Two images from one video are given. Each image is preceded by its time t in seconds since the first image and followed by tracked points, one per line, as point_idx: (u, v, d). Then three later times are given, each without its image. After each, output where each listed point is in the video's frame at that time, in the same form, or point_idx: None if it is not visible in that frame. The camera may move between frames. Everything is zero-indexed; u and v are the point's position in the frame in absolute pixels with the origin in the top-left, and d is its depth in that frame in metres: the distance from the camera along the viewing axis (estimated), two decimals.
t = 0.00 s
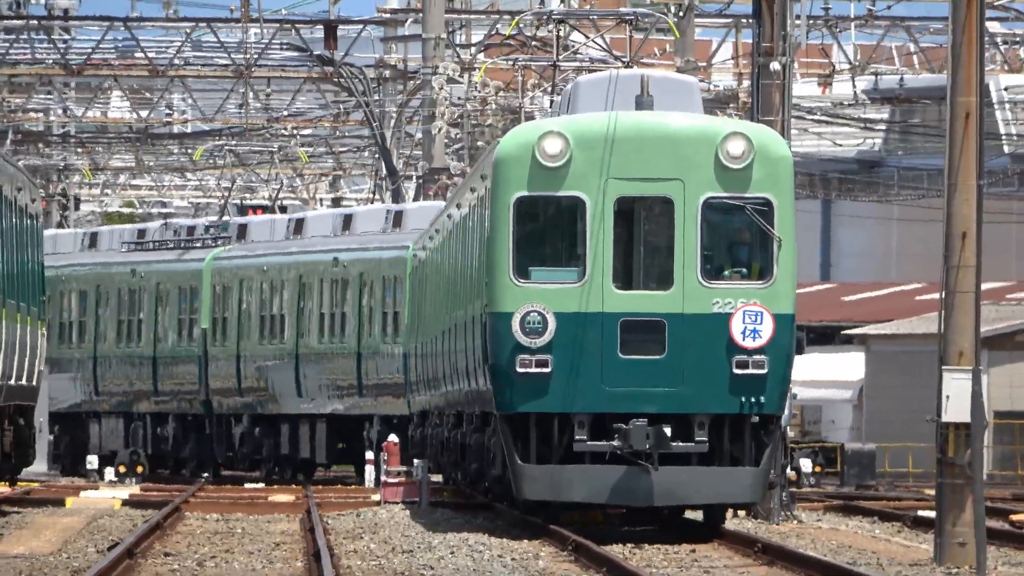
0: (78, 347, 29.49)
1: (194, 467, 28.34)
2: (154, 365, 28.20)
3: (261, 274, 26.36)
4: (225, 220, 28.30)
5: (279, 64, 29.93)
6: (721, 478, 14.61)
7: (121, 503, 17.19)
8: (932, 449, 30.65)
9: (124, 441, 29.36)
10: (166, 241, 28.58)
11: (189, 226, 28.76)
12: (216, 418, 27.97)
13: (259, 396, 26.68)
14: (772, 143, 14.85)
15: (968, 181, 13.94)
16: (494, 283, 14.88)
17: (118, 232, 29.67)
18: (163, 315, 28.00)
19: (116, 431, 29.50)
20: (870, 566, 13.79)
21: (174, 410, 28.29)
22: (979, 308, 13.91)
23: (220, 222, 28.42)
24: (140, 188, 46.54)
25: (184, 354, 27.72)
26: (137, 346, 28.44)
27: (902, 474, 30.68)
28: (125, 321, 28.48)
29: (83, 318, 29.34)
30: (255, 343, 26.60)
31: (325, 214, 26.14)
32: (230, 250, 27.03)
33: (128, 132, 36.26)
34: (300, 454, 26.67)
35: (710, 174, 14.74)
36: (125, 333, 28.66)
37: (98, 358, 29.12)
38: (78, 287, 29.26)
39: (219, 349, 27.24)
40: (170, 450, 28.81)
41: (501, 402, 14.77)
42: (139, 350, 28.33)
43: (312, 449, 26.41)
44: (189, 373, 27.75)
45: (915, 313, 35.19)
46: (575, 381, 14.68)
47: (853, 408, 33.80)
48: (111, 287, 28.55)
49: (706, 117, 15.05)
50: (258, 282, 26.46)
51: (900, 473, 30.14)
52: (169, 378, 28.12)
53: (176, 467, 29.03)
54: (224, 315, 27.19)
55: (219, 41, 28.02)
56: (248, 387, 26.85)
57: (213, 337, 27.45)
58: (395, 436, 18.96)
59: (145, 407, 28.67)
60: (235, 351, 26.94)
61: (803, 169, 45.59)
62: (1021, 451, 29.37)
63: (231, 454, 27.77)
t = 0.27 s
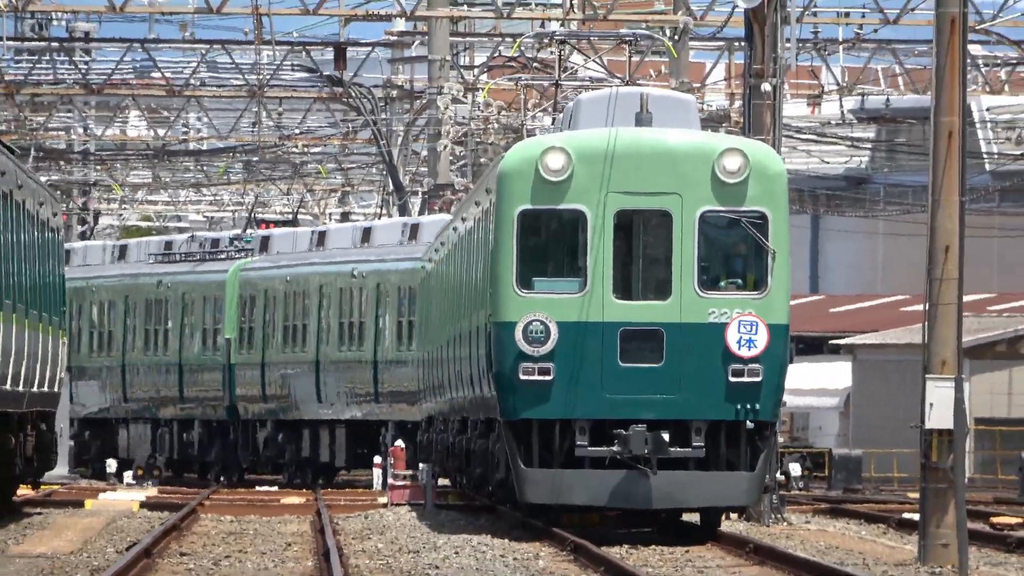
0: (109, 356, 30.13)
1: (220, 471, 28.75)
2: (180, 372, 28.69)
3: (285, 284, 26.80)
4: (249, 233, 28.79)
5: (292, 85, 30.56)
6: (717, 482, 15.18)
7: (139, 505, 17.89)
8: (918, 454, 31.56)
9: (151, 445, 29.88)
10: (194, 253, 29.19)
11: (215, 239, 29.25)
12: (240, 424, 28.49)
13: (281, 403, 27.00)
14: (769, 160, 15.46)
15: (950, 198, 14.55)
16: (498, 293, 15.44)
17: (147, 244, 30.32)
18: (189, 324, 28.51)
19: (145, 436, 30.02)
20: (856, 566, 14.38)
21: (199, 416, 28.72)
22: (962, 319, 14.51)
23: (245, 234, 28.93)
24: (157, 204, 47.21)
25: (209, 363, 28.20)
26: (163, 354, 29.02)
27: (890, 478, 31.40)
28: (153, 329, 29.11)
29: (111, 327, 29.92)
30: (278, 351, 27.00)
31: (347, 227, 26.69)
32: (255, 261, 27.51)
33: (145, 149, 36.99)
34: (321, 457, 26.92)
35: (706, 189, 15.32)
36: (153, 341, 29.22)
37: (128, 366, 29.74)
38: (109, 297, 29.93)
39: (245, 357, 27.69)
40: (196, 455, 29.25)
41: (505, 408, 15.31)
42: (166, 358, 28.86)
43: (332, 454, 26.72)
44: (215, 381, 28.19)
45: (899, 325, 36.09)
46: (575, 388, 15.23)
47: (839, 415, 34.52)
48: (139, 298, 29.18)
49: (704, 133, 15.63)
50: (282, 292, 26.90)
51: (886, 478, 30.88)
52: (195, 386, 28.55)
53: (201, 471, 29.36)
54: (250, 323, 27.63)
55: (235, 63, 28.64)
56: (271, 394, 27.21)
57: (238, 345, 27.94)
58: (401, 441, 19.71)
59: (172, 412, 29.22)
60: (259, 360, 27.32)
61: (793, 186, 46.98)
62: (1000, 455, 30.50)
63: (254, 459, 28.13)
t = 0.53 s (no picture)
0: (137, 361, 31.01)
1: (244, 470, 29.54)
2: (206, 375, 29.72)
3: (306, 291, 27.79)
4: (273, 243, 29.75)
5: (303, 103, 31.41)
6: (709, 481, 15.71)
7: (156, 502, 18.76)
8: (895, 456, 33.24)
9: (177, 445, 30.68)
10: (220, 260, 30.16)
11: (240, 247, 30.26)
12: (263, 424, 29.39)
13: (303, 404, 28.13)
14: (758, 174, 16.00)
15: (926, 213, 15.35)
16: (499, 301, 15.99)
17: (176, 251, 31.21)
18: (217, 330, 29.64)
19: (172, 435, 30.76)
20: (836, 562, 15.22)
21: (224, 416, 29.66)
22: (937, 328, 15.29)
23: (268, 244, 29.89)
24: (174, 217, 48.14)
25: (234, 366, 29.23)
26: (191, 358, 30.02)
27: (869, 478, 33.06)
28: (181, 334, 30.13)
29: (141, 331, 30.91)
30: (300, 355, 28.07)
31: (366, 237, 27.42)
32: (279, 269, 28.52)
33: (162, 164, 37.95)
34: (339, 456, 27.82)
35: (698, 202, 15.86)
36: (181, 345, 30.22)
37: (156, 369, 30.63)
38: (138, 305, 30.88)
39: (269, 360, 28.76)
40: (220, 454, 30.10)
41: (506, 410, 15.86)
42: (193, 362, 29.89)
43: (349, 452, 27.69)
44: (240, 384, 29.20)
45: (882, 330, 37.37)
46: (573, 392, 15.79)
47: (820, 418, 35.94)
48: (169, 304, 30.23)
49: (696, 148, 16.18)
50: (303, 298, 27.88)
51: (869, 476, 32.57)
52: (220, 387, 29.53)
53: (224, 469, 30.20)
54: (274, 329, 28.71)
55: (250, 83, 29.47)
56: (294, 395, 28.30)
57: (263, 350, 29.04)
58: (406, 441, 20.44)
59: (196, 412, 30.11)
60: (282, 363, 28.37)
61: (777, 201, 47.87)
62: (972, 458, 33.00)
63: (276, 457, 29.07)
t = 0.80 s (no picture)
0: (161, 370, 31.57)
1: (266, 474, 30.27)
2: (229, 383, 30.38)
3: (324, 301, 28.58)
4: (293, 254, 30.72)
5: (312, 122, 32.10)
6: (703, 484, 16.26)
7: (171, 504, 19.46)
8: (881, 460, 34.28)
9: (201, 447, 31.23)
10: (242, 272, 30.96)
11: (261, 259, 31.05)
12: (285, 429, 30.20)
13: (321, 409, 28.84)
14: (753, 189, 16.52)
15: (909, 227, 15.91)
16: (502, 310, 16.55)
17: (199, 264, 31.87)
18: (239, 338, 30.39)
19: (195, 440, 31.41)
20: (822, 560, 15.93)
21: (246, 421, 30.24)
22: (920, 337, 15.84)
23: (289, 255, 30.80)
24: (189, 231, 48.92)
25: (254, 374, 29.98)
26: (213, 365, 30.67)
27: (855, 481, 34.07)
28: (204, 342, 30.79)
29: (165, 340, 31.55)
30: (318, 363, 28.88)
31: (382, 248, 28.19)
32: (300, 279, 29.35)
33: (176, 179, 38.75)
34: (355, 460, 28.32)
35: (694, 215, 16.38)
36: (204, 354, 30.87)
37: (180, 377, 31.27)
38: (162, 313, 31.45)
39: (292, 368, 29.54)
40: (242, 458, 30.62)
41: (508, 416, 16.41)
42: (215, 369, 30.54)
43: (365, 457, 28.08)
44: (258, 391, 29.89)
45: (861, 342, 38.11)
46: (573, 398, 16.33)
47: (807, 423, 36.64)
48: (191, 314, 30.90)
49: (693, 162, 16.69)
50: (322, 308, 28.70)
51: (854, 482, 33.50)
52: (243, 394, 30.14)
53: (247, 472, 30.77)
54: (295, 337, 29.57)
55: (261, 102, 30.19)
56: (312, 401, 29.04)
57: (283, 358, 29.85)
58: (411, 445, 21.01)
59: (217, 418, 30.65)
60: (303, 370, 29.23)
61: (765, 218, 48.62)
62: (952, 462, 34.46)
63: (296, 461, 29.82)
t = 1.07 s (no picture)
0: (183, 369, 32.41)
1: (285, 470, 30.88)
2: (248, 382, 31.01)
3: (339, 303, 29.22)
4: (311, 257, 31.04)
5: (320, 132, 32.77)
6: (699, 481, 16.62)
7: (183, 499, 20.11)
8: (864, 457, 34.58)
9: (222, 445, 32.00)
10: (262, 275, 31.41)
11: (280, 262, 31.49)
12: (303, 427, 30.76)
13: (337, 407, 29.44)
14: (747, 194, 16.98)
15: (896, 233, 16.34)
16: (503, 311, 16.99)
17: (222, 266, 32.40)
18: (258, 339, 31.02)
19: (217, 437, 32.24)
20: (810, 554, 16.56)
21: (266, 420, 30.92)
22: (905, 339, 16.20)
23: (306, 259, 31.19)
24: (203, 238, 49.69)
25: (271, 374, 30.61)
26: (234, 365, 31.35)
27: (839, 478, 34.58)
28: (226, 342, 31.48)
29: (187, 340, 32.31)
30: (334, 363, 29.43)
31: (395, 252, 28.33)
32: (319, 283, 29.92)
33: (188, 186, 39.54)
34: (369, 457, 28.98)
35: (690, 219, 16.85)
36: (225, 353, 31.60)
37: (202, 375, 32.05)
38: (185, 314, 32.27)
39: (311, 368, 30.11)
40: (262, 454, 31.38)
41: (509, 413, 16.86)
42: (236, 369, 31.23)
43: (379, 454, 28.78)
44: (274, 390, 30.65)
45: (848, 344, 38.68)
46: (572, 397, 16.77)
47: (795, 422, 37.13)
48: (213, 315, 31.60)
49: (689, 168, 17.14)
50: (338, 311, 29.30)
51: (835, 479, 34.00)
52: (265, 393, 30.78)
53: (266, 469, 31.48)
54: (312, 338, 30.18)
55: (271, 113, 30.90)
56: (329, 399, 29.63)
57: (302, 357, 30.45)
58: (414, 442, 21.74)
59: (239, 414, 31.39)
60: (320, 370, 29.79)
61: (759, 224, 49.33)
62: (936, 461, 33.73)
63: (313, 458, 30.48)
